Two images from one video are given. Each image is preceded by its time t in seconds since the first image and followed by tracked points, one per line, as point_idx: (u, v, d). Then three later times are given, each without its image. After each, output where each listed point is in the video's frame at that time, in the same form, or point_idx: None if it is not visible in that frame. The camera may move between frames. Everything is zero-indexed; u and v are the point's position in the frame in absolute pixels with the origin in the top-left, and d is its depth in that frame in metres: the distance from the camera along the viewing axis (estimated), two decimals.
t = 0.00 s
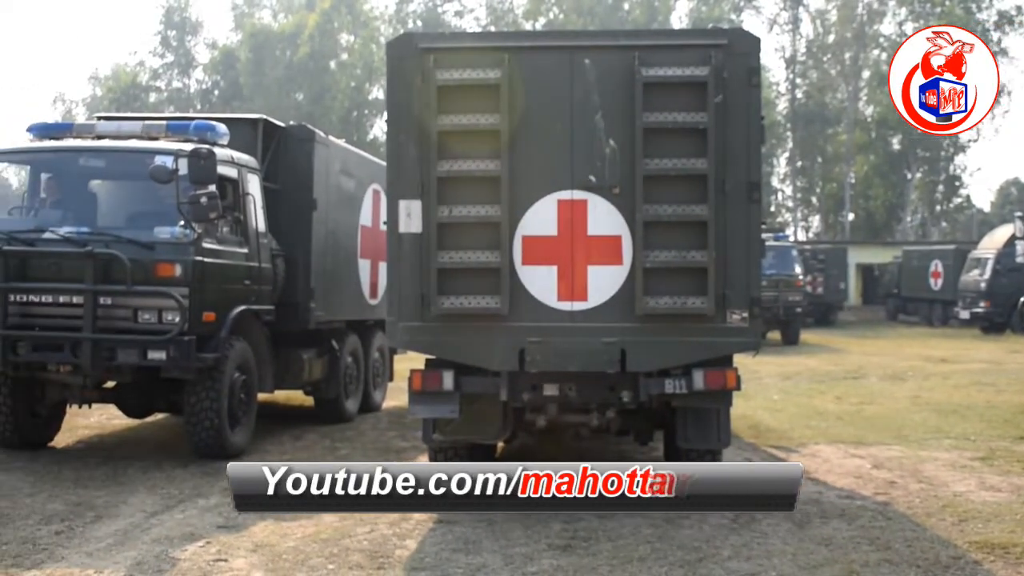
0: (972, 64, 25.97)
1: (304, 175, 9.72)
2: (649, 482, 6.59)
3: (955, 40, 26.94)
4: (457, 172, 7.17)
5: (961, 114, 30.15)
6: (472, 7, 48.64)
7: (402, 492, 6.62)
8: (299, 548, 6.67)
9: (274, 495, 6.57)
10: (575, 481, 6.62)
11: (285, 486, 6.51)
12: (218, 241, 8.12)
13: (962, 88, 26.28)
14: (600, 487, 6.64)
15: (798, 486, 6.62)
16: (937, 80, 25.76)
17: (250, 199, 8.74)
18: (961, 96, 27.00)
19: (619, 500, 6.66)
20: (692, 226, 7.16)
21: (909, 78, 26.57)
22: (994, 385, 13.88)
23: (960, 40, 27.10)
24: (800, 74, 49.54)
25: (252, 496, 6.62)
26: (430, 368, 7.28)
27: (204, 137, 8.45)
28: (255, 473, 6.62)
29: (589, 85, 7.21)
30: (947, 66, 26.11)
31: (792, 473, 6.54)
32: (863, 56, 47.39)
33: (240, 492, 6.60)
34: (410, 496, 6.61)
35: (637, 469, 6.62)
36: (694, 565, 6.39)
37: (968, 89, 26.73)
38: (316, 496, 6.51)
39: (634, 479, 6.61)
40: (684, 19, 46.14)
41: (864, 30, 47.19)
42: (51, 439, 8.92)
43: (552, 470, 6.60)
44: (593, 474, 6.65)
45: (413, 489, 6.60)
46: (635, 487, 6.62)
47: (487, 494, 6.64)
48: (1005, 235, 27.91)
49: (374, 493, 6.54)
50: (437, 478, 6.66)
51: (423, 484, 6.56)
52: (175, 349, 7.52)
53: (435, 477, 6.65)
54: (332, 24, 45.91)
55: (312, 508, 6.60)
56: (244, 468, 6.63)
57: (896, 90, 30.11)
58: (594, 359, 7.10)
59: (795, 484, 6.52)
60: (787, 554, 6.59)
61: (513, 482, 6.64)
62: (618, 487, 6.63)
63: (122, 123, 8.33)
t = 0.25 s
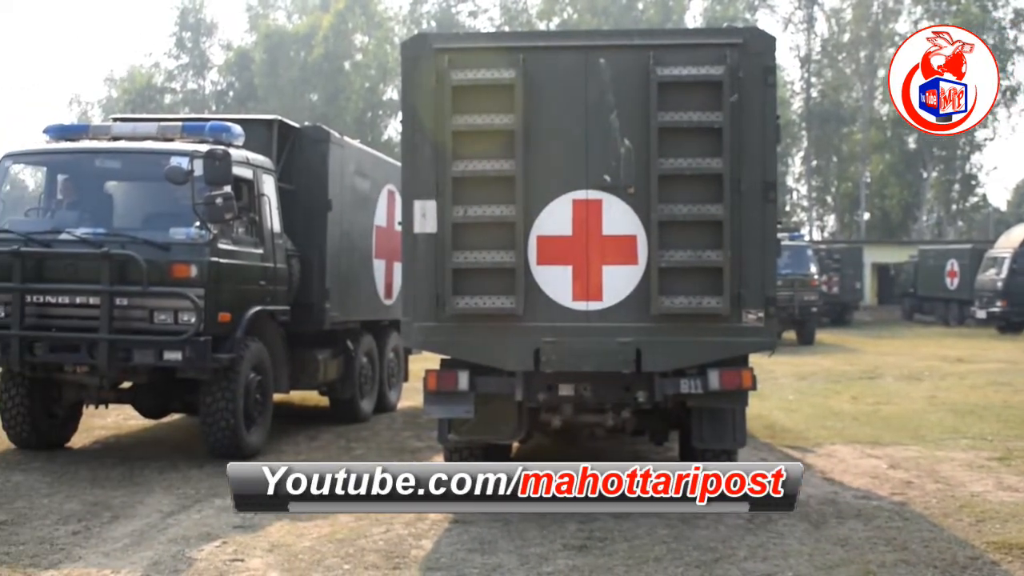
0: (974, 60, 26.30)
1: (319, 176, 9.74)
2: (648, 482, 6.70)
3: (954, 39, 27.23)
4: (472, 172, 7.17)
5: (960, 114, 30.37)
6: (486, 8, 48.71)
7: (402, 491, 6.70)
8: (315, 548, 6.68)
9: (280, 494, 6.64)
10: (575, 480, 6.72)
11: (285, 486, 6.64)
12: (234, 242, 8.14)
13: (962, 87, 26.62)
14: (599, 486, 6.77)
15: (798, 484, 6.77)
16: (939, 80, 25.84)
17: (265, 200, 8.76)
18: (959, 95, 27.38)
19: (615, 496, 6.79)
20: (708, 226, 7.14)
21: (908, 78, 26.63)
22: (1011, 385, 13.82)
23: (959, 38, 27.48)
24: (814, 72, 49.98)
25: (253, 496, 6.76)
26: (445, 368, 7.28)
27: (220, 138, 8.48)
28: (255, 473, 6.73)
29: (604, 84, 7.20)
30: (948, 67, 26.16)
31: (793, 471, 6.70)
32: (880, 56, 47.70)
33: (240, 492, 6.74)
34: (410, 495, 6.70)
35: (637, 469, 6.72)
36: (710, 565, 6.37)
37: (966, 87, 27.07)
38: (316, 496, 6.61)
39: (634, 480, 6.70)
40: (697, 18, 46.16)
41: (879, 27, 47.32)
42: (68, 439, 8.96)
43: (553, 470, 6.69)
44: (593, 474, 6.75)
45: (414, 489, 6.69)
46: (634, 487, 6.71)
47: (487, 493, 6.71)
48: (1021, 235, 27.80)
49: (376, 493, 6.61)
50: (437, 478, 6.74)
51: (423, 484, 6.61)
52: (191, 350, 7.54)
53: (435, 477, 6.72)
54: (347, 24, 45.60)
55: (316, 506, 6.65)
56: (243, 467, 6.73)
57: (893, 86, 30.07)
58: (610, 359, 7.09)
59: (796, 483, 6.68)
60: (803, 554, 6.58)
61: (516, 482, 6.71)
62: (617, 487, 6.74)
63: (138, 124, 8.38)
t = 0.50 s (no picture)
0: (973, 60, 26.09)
1: (335, 176, 9.77)
2: (648, 482, 6.61)
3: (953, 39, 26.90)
4: (487, 172, 7.18)
5: (960, 113, 30.07)
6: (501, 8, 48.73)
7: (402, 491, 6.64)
8: (332, 548, 6.69)
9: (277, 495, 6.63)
10: (575, 480, 6.72)
11: (285, 486, 6.61)
12: (250, 242, 8.17)
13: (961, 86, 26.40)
14: (599, 486, 6.70)
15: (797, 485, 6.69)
16: (938, 79, 25.56)
17: (281, 200, 8.78)
18: (959, 94, 27.08)
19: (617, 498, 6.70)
20: (724, 225, 7.13)
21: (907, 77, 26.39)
22: None
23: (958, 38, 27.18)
24: (829, 71, 49.83)
25: (253, 495, 6.73)
26: (461, 368, 7.29)
27: (235, 139, 8.51)
28: (255, 473, 6.72)
29: (619, 84, 7.20)
30: (947, 66, 25.92)
31: (792, 471, 6.65)
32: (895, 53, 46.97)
33: (240, 492, 6.72)
34: (410, 495, 6.64)
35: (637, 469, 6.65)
36: (727, 565, 6.36)
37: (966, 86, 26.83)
38: (316, 496, 6.57)
39: (634, 479, 6.62)
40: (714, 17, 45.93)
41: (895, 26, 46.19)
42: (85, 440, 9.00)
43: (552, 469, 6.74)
44: (593, 474, 6.71)
45: (414, 488, 6.63)
46: (634, 487, 6.62)
47: (487, 493, 6.67)
48: None
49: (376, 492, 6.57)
50: (437, 478, 6.67)
51: (423, 484, 6.58)
52: (208, 350, 7.57)
53: (435, 477, 6.66)
54: (361, 25, 45.95)
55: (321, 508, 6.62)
56: (244, 467, 6.73)
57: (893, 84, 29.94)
58: (626, 359, 7.08)
59: (796, 483, 6.61)
60: (820, 554, 6.56)
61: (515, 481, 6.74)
62: (617, 486, 6.66)
63: (154, 127, 8.40)
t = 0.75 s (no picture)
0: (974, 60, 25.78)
1: (359, 177, 9.81)
2: (648, 482, 6.49)
3: (955, 39, 26.52)
4: (511, 172, 7.18)
5: (960, 113, 29.73)
6: (524, 8, 48.76)
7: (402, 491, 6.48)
8: (356, 548, 6.71)
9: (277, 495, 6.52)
10: (575, 480, 6.61)
11: (285, 486, 6.49)
12: (275, 243, 8.20)
13: (961, 87, 25.97)
14: (599, 486, 6.56)
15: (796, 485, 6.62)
16: (939, 79, 25.23)
17: (306, 200, 8.82)
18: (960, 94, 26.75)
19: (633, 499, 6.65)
20: (749, 226, 7.11)
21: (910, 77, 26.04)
22: None
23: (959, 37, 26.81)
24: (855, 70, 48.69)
25: (252, 496, 6.61)
26: (485, 368, 7.30)
27: (260, 140, 8.54)
28: (255, 473, 6.61)
29: (643, 84, 7.18)
30: (947, 66, 25.52)
31: (790, 470, 6.61)
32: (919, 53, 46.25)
33: (240, 492, 6.60)
34: (411, 496, 6.47)
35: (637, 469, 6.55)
36: (751, 567, 6.33)
37: (967, 86, 26.51)
38: (315, 497, 6.44)
39: (634, 479, 6.51)
40: (737, 17, 45.78)
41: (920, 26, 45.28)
42: (111, 439, 9.06)
43: (552, 469, 6.66)
44: (593, 474, 6.58)
45: (414, 489, 6.46)
46: (634, 487, 6.49)
47: (487, 493, 6.52)
48: None
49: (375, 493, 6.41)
50: (437, 478, 6.51)
51: (423, 484, 6.41)
52: (232, 350, 7.60)
53: (435, 477, 6.49)
54: (385, 26, 45.90)
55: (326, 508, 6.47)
56: (244, 467, 6.63)
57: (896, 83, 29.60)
58: (650, 360, 7.07)
59: (796, 482, 6.54)
60: (845, 556, 6.53)
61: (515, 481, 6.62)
62: (617, 487, 6.53)
63: (179, 127, 8.47)
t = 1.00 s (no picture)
0: (974, 61, 25.56)
1: (379, 177, 9.84)
2: (648, 482, 6.63)
3: (955, 39, 26.30)
4: (531, 173, 7.18)
5: (960, 114, 29.49)
6: (545, 9, 48.80)
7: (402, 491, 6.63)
8: (376, 547, 6.71)
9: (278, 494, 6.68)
10: (575, 480, 6.80)
11: (285, 486, 6.65)
12: (296, 243, 8.23)
13: (961, 87, 25.65)
14: (599, 486, 6.73)
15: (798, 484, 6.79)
16: (938, 80, 24.99)
17: (326, 201, 8.85)
18: (960, 95, 26.55)
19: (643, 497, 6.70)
20: (770, 226, 7.08)
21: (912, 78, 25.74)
22: None
23: (960, 38, 26.64)
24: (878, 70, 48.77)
25: (253, 496, 6.78)
26: (505, 369, 7.30)
27: (281, 141, 8.57)
28: (255, 474, 6.77)
29: (664, 85, 7.17)
30: (947, 67, 25.32)
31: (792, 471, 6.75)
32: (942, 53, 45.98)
33: (240, 492, 6.76)
34: (410, 495, 6.62)
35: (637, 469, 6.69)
36: (771, 569, 6.31)
37: (966, 87, 26.34)
38: (316, 497, 6.62)
39: (634, 479, 6.65)
40: (758, 16, 45.54)
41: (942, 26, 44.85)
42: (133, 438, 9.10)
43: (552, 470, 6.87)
44: (593, 474, 6.74)
45: (414, 489, 6.61)
46: (634, 487, 6.63)
47: (487, 493, 6.68)
48: None
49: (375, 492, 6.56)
50: (437, 478, 6.65)
51: (423, 485, 6.57)
52: (253, 350, 7.62)
53: (435, 477, 6.63)
54: (406, 27, 46.16)
55: (330, 508, 6.63)
56: (243, 467, 6.78)
57: (898, 82, 29.37)
58: (670, 361, 7.05)
59: (796, 482, 6.73)
60: (866, 558, 6.49)
61: (516, 481, 6.85)
62: (617, 487, 6.69)
63: (201, 128, 8.51)
